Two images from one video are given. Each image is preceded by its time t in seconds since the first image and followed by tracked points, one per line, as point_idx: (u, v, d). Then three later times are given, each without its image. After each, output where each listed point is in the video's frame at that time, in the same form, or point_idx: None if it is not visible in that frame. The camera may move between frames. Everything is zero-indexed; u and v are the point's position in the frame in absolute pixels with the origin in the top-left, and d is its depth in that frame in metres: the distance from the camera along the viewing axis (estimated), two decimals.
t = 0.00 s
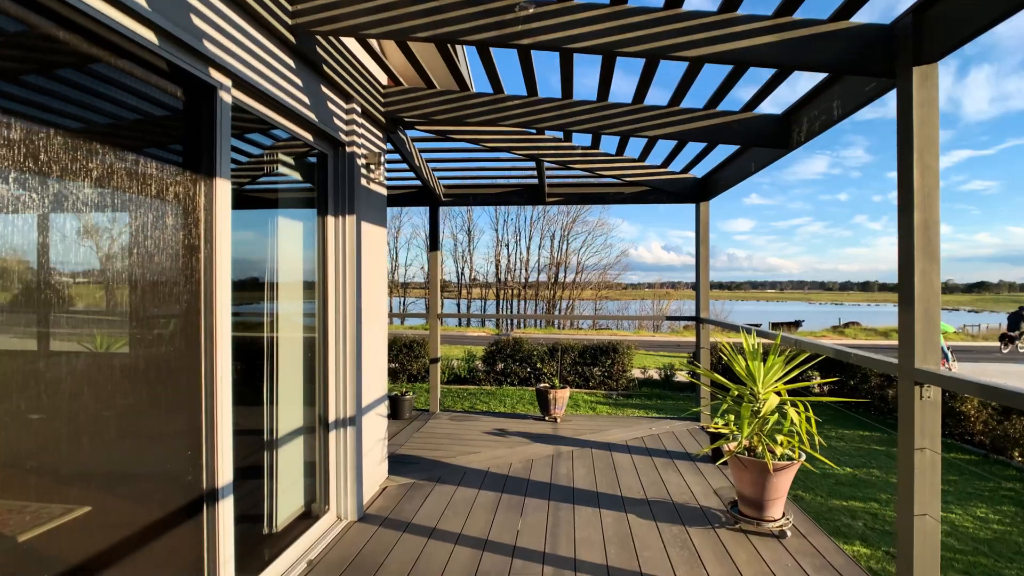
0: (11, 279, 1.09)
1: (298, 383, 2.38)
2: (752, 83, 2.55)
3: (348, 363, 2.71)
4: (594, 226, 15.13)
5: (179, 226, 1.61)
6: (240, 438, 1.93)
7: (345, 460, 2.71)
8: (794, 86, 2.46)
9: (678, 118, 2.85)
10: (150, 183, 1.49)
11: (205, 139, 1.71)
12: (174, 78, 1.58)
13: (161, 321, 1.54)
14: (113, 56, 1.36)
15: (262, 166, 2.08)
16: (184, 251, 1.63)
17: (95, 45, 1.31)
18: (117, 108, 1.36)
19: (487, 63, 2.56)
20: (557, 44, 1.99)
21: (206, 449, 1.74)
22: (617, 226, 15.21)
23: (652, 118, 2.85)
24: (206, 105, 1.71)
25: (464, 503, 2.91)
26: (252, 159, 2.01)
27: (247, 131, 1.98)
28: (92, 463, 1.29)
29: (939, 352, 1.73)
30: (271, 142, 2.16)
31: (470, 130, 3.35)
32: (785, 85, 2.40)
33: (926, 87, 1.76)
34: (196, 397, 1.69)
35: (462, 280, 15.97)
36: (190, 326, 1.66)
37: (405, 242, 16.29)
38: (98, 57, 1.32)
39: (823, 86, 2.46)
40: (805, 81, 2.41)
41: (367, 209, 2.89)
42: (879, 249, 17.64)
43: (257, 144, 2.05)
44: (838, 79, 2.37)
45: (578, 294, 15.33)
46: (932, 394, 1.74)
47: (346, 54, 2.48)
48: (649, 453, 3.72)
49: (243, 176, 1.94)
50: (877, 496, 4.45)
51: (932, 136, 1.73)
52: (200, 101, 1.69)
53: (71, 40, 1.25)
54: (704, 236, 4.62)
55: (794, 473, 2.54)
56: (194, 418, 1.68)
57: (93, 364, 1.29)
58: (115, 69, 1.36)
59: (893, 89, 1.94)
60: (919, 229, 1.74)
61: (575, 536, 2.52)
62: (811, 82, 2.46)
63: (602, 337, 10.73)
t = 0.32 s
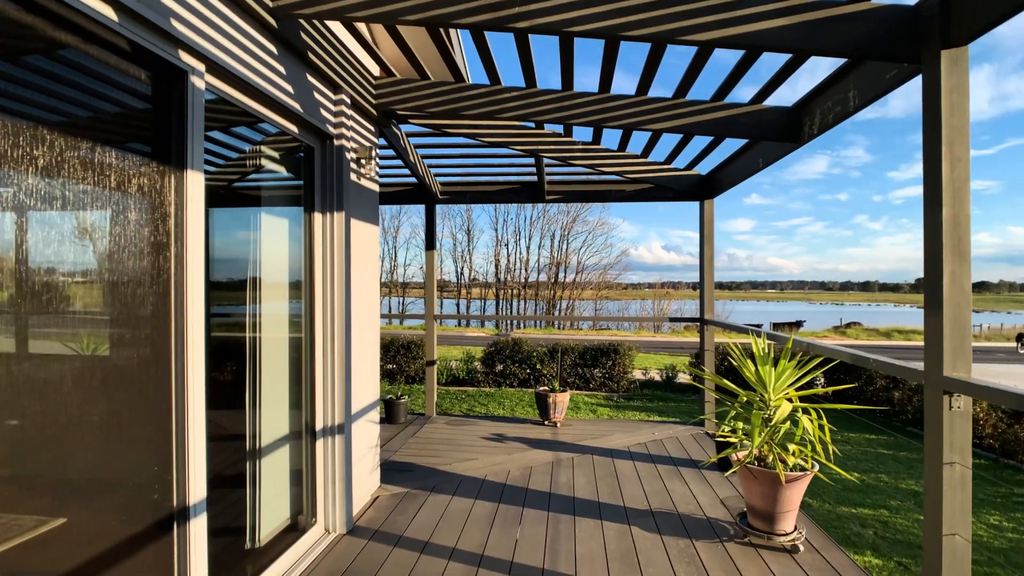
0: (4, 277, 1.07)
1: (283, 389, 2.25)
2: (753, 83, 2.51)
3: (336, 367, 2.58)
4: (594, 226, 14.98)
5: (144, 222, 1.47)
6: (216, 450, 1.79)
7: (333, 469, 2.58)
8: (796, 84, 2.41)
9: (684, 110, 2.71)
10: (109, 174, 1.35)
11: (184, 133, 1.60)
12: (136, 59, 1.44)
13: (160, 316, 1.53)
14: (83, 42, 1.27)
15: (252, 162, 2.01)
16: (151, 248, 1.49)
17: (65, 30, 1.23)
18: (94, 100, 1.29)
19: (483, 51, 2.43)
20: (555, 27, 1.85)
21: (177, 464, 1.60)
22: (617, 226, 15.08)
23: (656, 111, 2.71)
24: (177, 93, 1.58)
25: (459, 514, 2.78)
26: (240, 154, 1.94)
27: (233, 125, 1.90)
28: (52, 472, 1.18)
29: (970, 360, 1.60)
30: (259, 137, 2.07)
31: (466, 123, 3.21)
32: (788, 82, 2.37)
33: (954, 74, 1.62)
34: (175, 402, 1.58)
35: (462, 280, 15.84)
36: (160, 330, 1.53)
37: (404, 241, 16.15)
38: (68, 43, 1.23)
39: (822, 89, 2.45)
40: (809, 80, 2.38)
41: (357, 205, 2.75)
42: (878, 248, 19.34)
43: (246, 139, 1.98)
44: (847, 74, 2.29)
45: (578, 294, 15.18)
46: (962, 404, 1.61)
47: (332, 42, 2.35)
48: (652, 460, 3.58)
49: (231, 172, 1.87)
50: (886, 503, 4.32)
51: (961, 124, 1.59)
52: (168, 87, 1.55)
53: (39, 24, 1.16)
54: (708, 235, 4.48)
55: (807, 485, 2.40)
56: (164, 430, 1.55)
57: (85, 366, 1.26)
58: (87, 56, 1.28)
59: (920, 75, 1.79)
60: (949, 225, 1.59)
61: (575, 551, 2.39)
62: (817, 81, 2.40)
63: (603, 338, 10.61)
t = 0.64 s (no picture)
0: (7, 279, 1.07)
1: (266, 397, 2.11)
2: (753, 83, 2.51)
3: (324, 372, 2.43)
4: (594, 226, 14.83)
5: (101, 217, 1.32)
6: (190, 462, 1.66)
7: (320, 479, 2.44)
8: (795, 85, 2.44)
9: (691, 102, 2.58)
10: (61, 163, 1.21)
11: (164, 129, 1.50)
12: (96, 38, 1.31)
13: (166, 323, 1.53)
14: (54, 28, 1.20)
15: (241, 161, 1.94)
16: (113, 245, 1.36)
17: (33, 14, 1.15)
18: (77, 93, 1.24)
19: (479, 38, 2.30)
20: (554, 8, 1.73)
21: (143, 482, 1.46)
22: (617, 226, 14.94)
23: (661, 103, 2.59)
24: (143, 80, 1.44)
25: (454, 525, 2.65)
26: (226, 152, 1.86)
27: (219, 118, 1.82)
28: (16, 483, 1.10)
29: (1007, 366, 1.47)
30: (247, 132, 1.98)
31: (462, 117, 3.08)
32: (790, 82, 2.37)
33: (989, 55, 1.49)
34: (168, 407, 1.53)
35: (461, 280, 15.71)
36: (126, 333, 1.39)
37: (403, 241, 16.03)
38: (37, 28, 1.15)
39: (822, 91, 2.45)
40: (808, 81, 2.40)
41: (347, 202, 2.61)
42: (879, 249, 19.83)
43: (233, 135, 1.90)
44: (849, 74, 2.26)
45: (578, 294, 15.05)
46: (998, 414, 1.48)
47: (318, 27, 2.22)
48: (655, 467, 3.45)
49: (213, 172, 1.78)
50: (896, 510, 4.19)
51: (997, 110, 1.46)
52: (134, 71, 1.42)
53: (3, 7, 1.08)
54: (712, 234, 4.35)
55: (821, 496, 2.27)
56: (129, 444, 1.41)
57: (65, 369, 1.20)
58: (58, 42, 1.20)
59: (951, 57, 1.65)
60: (984, 220, 1.46)
61: (576, 565, 2.27)
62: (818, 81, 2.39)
63: (603, 339, 10.48)
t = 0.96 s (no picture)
0: (9, 279, 1.07)
1: (248, 405, 1.98)
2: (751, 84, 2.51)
3: (311, 377, 2.30)
4: (594, 225, 14.70)
5: (63, 211, 1.21)
6: (164, 474, 1.56)
7: (306, 489, 2.31)
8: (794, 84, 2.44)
9: (697, 93, 2.46)
10: (4, 148, 1.07)
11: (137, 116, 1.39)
12: (48, 13, 1.17)
13: (157, 321, 1.52)
14: (17, 10, 1.10)
15: (230, 158, 1.89)
16: (68, 241, 1.23)
17: None
18: (47, 82, 1.16)
19: (474, 22, 2.16)
20: None
21: (105, 499, 1.33)
22: (617, 226, 14.80)
23: (665, 94, 2.48)
24: (103, 62, 1.31)
25: (449, 536, 2.52)
26: (210, 148, 1.78)
27: (204, 111, 1.75)
28: None
29: None
30: (234, 126, 1.91)
31: (458, 110, 2.96)
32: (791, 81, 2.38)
33: None
34: (156, 404, 1.52)
35: (461, 280, 15.60)
36: (83, 336, 1.26)
37: (402, 241, 15.89)
38: None
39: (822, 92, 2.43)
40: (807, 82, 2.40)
41: (336, 198, 2.48)
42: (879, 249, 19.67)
43: (219, 130, 1.83)
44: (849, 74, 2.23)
45: (578, 295, 14.92)
46: None
47: (303, 10, 2.09)
48: (659, 473, 3.32)
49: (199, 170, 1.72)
50: (906, 516, 4.06)
51: None
52: (93, 51, 1.29)
53: None
54: (717, 232, 4.22)
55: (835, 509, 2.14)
56: (88, 462, 1.28)
57: (50, 370, 1.16)
58: (22, 26, 1.11)
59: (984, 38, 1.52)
60: None
61: None
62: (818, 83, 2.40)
63: (604, 339, 10.35)
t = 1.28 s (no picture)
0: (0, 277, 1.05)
1: (229, 414, 1.86)
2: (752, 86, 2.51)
3: (297, 384, 2.18)
4: (595, 225, 14.57)
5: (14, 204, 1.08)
6: (138, 487, 1.46)
7: (292, 501, 2.18)
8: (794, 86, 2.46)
9: (704, 84, 2.35)
10: None
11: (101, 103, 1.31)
12: None
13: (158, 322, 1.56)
14: None
15: (218, 154, 1.81)
16: (17, 237, 1.10)
17: None
18: None
19: (470, 10, 2.04)
20: None
21: (59, 521, 1.20)
22: (618, 226, 14.67)
23: (671, 85, 2.36)
24: (58, 40, 1.18)
25: (444, 550, 2.40)
26: (188, 140, 1.68)
27: (186, 103, 1.66)
28: None
29: None
30: (222, 121, 1.83)
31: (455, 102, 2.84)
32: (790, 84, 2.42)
33: None
34: (133, 409, 1.44)
35: (461, 280, 15.48)
36: (34, 341, 1.13)
37: (402, 241, 15.72)
38: None
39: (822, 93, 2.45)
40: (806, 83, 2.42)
41: (324, 193, 2.35)
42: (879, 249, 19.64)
43: (199, 121, 1.73)
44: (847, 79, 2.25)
45: (578, 295, 14.79)
46: None
47: None
48: (663, 481, 3.20)
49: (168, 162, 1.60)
50: (917, 524, 3.93)
51: None
52: (44, 27, 1.15)
53: None
54: (722, 231, 4.10)
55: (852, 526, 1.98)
56: (36, 484, 1.15)
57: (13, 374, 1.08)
58: None
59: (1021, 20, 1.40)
60: None
61: None
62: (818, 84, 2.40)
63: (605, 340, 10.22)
